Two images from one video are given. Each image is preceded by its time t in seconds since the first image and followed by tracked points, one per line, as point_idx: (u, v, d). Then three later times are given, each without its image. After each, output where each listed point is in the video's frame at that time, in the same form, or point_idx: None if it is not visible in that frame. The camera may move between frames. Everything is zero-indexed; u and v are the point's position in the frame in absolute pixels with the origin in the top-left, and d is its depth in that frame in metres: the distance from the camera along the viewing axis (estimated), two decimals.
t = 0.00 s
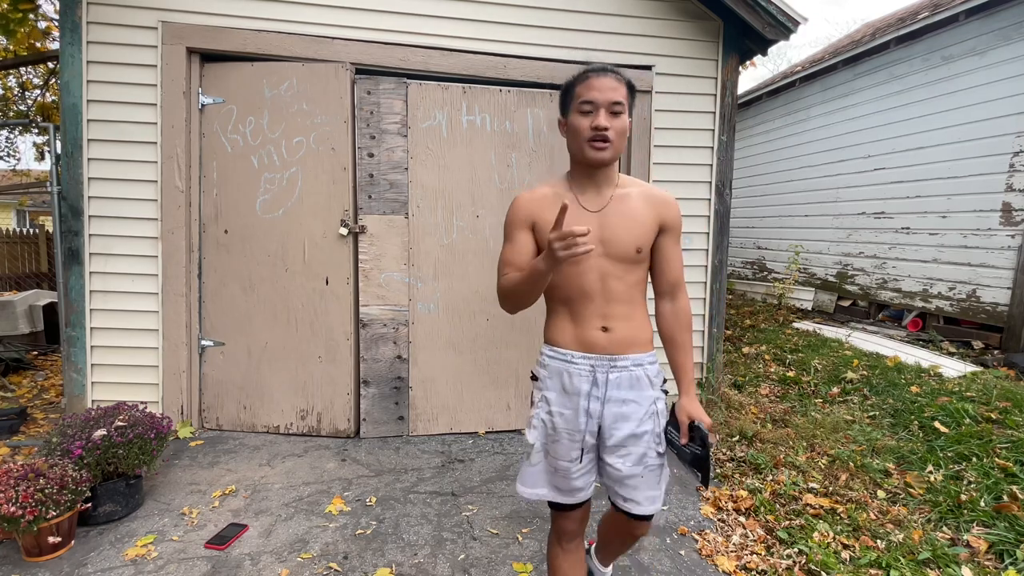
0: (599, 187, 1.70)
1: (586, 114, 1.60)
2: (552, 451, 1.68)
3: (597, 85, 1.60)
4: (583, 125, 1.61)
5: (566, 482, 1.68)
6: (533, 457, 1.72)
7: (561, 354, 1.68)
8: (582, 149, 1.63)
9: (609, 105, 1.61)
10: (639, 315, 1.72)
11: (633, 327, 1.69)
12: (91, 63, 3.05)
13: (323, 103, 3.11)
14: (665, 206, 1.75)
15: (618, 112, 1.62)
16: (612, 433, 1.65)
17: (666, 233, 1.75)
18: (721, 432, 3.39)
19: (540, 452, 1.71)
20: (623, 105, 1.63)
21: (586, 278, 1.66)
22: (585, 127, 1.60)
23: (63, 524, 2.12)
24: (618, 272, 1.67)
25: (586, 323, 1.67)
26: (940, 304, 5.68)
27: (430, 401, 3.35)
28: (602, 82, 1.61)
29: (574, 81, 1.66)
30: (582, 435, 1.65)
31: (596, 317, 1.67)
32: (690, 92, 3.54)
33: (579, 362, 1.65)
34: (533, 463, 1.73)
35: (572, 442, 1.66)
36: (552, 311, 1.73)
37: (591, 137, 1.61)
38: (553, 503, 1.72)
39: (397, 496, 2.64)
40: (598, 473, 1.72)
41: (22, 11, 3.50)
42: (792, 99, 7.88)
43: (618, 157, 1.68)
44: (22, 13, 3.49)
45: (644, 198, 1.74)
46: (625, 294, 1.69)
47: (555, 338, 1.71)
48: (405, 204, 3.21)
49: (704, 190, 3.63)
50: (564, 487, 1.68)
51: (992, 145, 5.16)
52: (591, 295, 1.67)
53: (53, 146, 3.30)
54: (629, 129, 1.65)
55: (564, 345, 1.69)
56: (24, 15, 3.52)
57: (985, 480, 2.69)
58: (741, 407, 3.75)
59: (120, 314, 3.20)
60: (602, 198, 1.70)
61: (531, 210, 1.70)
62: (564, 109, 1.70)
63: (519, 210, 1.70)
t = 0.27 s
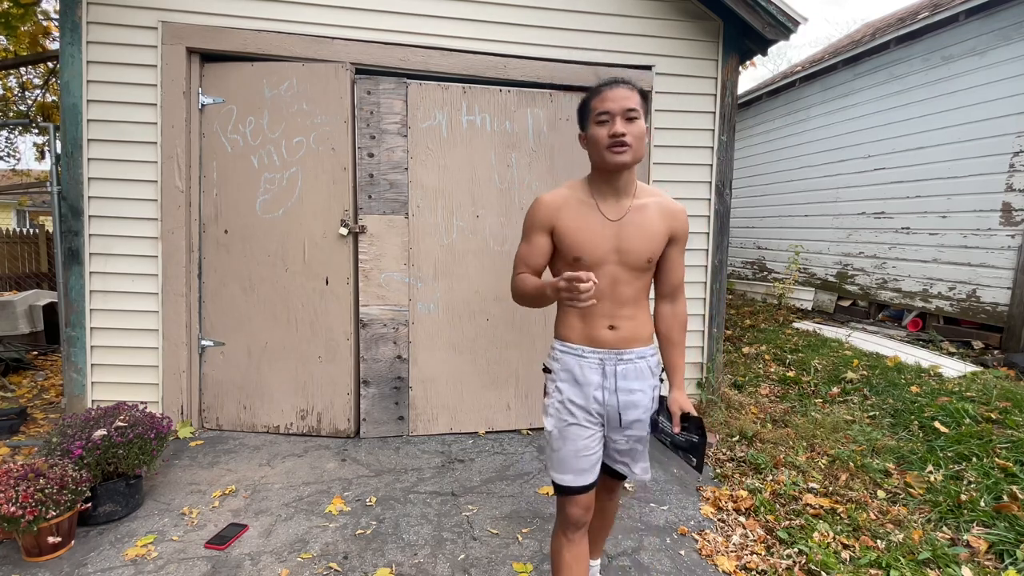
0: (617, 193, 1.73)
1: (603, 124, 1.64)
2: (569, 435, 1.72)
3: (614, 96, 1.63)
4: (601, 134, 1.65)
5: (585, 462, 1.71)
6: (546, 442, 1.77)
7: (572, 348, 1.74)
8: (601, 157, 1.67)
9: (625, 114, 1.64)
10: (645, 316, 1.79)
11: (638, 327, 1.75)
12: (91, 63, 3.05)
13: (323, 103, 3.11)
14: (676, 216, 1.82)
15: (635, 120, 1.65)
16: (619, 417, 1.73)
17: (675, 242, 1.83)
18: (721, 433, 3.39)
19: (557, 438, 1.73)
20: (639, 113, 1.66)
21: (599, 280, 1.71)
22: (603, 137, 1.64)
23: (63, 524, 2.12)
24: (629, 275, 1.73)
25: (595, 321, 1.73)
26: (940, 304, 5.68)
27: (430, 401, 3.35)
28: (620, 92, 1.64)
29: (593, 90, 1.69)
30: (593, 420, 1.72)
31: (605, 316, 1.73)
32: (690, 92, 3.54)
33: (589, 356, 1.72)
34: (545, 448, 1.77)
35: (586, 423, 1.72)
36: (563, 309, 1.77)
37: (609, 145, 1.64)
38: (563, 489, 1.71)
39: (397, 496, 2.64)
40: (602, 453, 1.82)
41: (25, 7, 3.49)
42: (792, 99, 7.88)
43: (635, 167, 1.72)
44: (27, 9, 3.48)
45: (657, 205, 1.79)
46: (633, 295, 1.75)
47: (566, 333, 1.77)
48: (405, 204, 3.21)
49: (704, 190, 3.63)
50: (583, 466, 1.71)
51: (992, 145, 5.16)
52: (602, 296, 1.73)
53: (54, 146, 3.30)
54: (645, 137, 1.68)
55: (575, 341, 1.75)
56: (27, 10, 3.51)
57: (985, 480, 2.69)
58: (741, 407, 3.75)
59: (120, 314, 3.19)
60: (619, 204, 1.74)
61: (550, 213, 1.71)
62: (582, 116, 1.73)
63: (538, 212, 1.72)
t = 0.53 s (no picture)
0: (623, 194, 1.74)
1: (611, 127, 1.65)
2: (566, 416, 1.73)
3: (624, 100, 1.64)
4: (608, 137, 1.66)
5: (582, 441, 1.73)
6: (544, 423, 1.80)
7: (571, 336, 1.75)
8: (607, 158, 1.68)
9: (632, 118, 1.65)
10: (645, 311, 1.79)
11: (637, 321, 1.76)
12: (91, 63, 3.05)
13: (323, 103, 3.11)
14: (681, 218, 1.81)
15: (642, 125, 1.66)
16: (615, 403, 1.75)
17: (680, 241, 1.82)
18: (721, 433, 3.39)
19: (554, 418, 1.75)
20: (647, 118, 1.66)
21: (601, 275, 1.73)
22: (609, 139, 1.65)
23: (63, 524, 2.12)
24: (631, 271, 1.74)
25: (593, 312, 1.74)
26: (940, 304, 5.68)
27: (430, 401, 3.35)
28: (628, 97, 1.65)
29: (603, 95, 1.70)
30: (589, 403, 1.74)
31: (604, 309, 1.74)
32: (690, 92, 3.54)
33: (587, 344, 1.73)
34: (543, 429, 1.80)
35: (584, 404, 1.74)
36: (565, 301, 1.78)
37: (615, 148, 1.65)
38: (558, 467, 1.73)
39: (397, 496, 2.64)
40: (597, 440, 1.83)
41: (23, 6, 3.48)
42: (792, 99, 7.88)
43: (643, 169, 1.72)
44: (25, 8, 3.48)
45: (664, 208, 1.79)
46: (634, 291, 1.76)
47: (566, 324, 1.78)
48: (405, 204, 3.21)
49: (704, 190, 3.63)
50: (580, 446, 1.73)
51: (992, 145, 5.16)
52: (603, 290, 1.74)
53: (54, 146, 3.30)
54: (653, 140, 1.68)
55: (574, 332, 1.76)
56: (25, 9, 3.50)
57: (985, 480, 2.69)
58: (741, 407, 3.75)
59: (120, 314, 3.19)
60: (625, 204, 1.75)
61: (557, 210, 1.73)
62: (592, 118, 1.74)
63: (544, 208, 1.73)
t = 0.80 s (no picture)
0: (626, 196, 1.74)
1: (616, 130, 1.65)
2: (570, 417, 1.73)
3: (629, 103, 1.64)
4: (613, 140, 1.66)
5: (586, 442, 1.74)
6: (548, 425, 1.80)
7: (573, 336, 1.75)
8: (612, 161, 1.68)
9: (637, 122, 1.65)
10: (645, 310, 1.80)
11: (638, 320, 1.77)
12: (91, 63, 3.05)
13: (323, 103, 3.11)
14: (680, 221, 1.82)
15: (647, 128, 1.66)
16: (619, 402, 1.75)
17: (680, 243, 1.83)
18: (721, 433, 3.39)
19: (557, 419, 1.75)
20: (652, 122, 1.67)
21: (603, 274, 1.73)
22: (614, 142, 1.65)
23: (63, 524, 2.12)
24: (632, 272, 1.75)
25: (596, 311, 1.74)
26: (940, 304, 5.68)
27: (430, 401, 3.35)
28: (633, 101, 1.65)
29: (608, 98, 1.70)
30: (592, 404, 1.74)
31: (606, 308, 1.75)
32: (690, 92, 3.54)
33: (590, 344, 1.73)
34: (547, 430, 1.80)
35: (587, 405, 1.73)
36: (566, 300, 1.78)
37: (620, 151, 1.65)
38: (561, 468, 1.74)
39: (397, 496, 2.64)
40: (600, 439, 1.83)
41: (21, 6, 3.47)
42: (792, 99, 7.88)
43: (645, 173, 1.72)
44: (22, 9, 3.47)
45: (665, 211, 1.80)
46: (635, 291, 1.77)
47: (567, 322, 1.78)
48: (405, 204, 3.21)
49: (704, 190, 3.63)
50: (584, 447, 1.74)
51: (992, 145, 5.16)
52: (604, 289, 1.75)
53: (53, 146, 3.30)
54: (657, 144, 1.69)
55: (577, 330, 1.76)
56: (23, 10, 3.49)
57: (985, 480, 2.69)
58: (741, 407, 3.75)
59: (120, 314, 3.19)
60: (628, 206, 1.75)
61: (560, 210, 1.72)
62: (596, 121, 1.74)
63: (548, 209, 1.73)
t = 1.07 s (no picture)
0: (627, 195, 1.75)
1: (621, 125, 1.66)
2: (567, 415, 1.72)
3: (633, 100, 1.67)
4: (617, 136, 1.67)
5: (583, 441, 1.73)
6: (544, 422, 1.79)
7: (571, 335, 1.75)
8: (615, 157, 1.68)
9: (641, 117, 1.67)
10: (642, 307, 1.81)
11: (636, 319, 1.78)
12: (91, 63, 3.05)
13: (323, 103, 3.11)
14: (681, 219, 1.83)
15: (650, 124, 1.68)
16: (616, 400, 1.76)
17: (679, 241, 1.85)
18: (721, 433, 3.39)
19: (554, 418, 1.74)
20: (654, 118, 1.69)
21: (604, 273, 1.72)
22: (619, 137, 1.66)
23: (63, 524, 2.12)
24: (633, 270, 1.76)
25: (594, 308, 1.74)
26: (940, 304, 5.68)
27: (430, 401, 3.35)
28: (637, 97, 1.67)
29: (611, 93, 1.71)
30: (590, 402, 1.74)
31: (605, 306, 1.74)
32: (689, 92, 3.54)
33: (588, 342, 1.73)
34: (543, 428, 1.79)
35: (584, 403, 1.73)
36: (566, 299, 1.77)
37: (624, 147, 1.66)
38: (558, 467, 1.72)
39: (397, 496, 2.64)
40: (597, 438, 1.84)
41: (16, 8, 3.46)
42: (792, 99, 7.88)
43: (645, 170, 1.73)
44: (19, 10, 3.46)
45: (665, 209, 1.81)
46: (634, 290, 1.78)
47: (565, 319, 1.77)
48: (404, 204, 3.21)
49: (704, 190, 3.63)
50: (581, 445, 1.72)
51: (992, 145, 5.16)
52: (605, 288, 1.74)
53: (53, 146, 3.30)
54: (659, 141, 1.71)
55: (575, 328, 1.76)
56: (18, 11, 3.48)
57: (985, 480, 2.69)
58: (741, 407, 3.75)
59: (120, 314, 3.19)
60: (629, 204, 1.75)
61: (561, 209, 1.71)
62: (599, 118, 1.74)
63: (549, 208, 1.71)
